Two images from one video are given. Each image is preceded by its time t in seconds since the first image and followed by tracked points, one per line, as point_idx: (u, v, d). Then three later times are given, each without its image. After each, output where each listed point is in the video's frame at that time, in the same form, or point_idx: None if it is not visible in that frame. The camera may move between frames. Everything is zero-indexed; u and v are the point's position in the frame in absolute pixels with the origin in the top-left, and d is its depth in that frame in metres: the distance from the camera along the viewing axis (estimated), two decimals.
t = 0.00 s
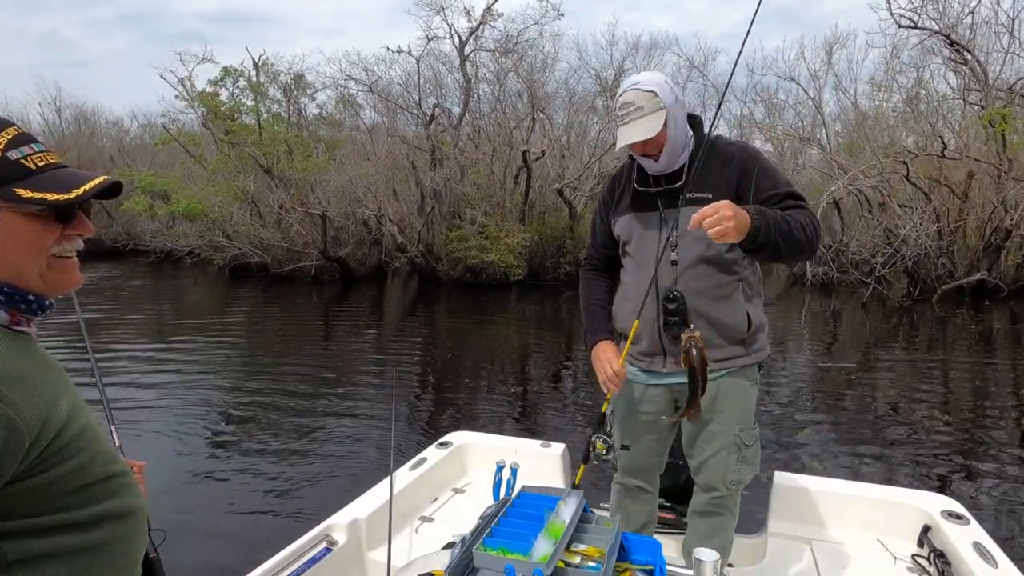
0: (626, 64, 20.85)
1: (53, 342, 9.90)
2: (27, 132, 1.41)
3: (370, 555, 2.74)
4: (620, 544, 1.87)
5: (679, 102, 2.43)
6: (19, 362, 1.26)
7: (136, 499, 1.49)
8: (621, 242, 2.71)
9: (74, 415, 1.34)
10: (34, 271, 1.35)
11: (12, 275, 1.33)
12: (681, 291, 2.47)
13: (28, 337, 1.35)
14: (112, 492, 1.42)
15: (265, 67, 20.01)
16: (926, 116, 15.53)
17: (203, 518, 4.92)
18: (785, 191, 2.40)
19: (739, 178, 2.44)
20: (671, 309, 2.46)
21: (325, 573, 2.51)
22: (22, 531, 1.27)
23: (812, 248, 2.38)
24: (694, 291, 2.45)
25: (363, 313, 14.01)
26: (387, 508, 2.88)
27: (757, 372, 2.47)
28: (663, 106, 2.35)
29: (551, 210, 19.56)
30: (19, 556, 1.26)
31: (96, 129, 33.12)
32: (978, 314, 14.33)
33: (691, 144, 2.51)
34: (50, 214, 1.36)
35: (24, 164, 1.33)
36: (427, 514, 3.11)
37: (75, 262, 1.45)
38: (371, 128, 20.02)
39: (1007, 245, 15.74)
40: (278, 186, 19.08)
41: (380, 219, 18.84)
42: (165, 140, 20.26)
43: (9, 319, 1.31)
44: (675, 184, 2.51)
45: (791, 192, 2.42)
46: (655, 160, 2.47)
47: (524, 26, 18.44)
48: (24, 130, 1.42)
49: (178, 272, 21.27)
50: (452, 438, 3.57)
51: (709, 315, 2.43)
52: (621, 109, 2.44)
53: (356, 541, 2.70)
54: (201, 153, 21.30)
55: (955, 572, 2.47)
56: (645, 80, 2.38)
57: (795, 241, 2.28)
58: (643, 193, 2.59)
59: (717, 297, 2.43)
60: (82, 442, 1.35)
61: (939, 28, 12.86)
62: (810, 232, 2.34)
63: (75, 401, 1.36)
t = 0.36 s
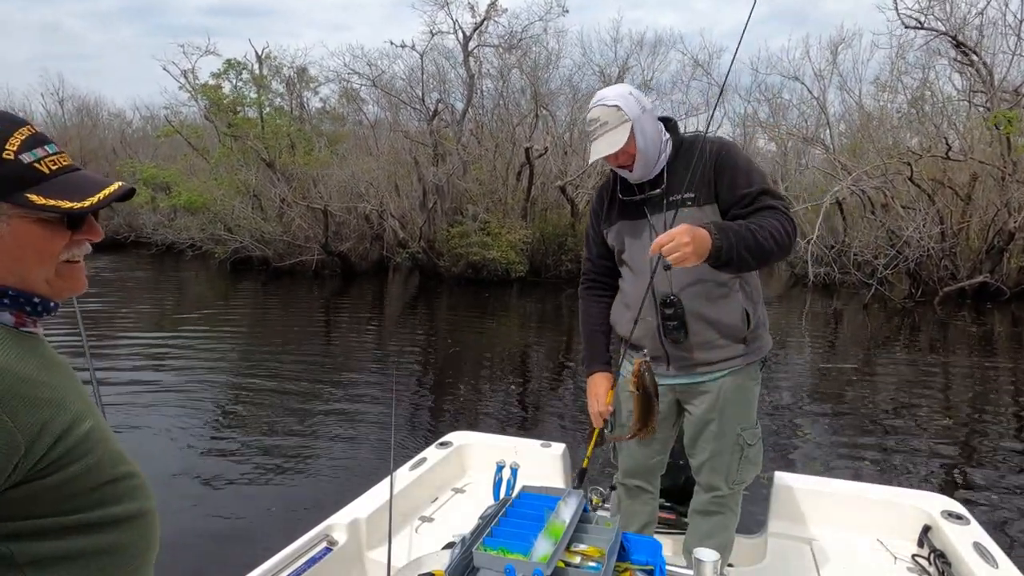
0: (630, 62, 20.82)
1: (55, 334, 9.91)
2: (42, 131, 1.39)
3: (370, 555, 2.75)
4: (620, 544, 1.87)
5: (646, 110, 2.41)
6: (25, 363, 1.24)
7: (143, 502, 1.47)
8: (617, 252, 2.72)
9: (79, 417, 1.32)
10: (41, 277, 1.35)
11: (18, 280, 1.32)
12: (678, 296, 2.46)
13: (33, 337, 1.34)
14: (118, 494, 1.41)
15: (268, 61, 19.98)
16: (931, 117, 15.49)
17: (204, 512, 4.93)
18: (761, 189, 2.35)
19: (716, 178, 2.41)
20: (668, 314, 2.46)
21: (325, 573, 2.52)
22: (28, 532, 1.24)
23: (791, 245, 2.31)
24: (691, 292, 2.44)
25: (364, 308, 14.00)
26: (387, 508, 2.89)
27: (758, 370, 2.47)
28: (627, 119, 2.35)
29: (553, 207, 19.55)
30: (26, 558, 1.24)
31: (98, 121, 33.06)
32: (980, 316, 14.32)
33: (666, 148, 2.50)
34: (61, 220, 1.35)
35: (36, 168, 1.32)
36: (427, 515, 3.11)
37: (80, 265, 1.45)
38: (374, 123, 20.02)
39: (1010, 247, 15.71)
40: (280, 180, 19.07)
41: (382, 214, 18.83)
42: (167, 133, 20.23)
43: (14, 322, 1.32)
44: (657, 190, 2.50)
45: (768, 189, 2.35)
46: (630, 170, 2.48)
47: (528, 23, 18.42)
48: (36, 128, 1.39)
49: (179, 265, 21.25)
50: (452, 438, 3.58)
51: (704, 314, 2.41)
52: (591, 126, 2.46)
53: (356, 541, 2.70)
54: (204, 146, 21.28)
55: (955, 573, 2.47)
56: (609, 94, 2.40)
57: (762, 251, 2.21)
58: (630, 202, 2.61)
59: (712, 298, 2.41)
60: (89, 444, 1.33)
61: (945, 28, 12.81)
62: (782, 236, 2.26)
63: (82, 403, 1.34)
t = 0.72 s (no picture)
0: (629, 62, 20.86)
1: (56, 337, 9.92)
2: (65, 140, 1.40)
3: (370, 555, 2.74)
4: (620, 544, 1.87)
5: (630, 113, 2.42)
6: (24, 363, 1.25)
7: (141, 506, 1.46)
8: (609, 252, 2.75)
9: (76, 419, 1.32)
10: (52, 284, 1.35)
11: (28, 286, 1.32)
12: (656, 296, 2.47)
13: (37, 339, 1.35)
14: (115, 496, 1.40)
15: (268, 63, 20.02)
16: (931, 115, 15.48)
17: (205, 514, 4.93)
18: (738, 193, 2.32)
19: (695, 181, 2.40)
20: (647, 314, 2.46)
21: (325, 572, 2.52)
22: (22, 533, 1.24)
23: (761, 254, 2.29)
24: (672, 293, 2.44)
25: (364, 310, 14.01)
26: (387, 508, 2.88)
27: (747, 368, 2.46)
28: (610, 122, 2.35)
29: (553, 208, 19.57)
30: (21, 559, 1.24)
31: (99, 124, 33.14)
32: (981, 315, 14.29)
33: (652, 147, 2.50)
34: (78, 230, 1.37)
35: (60, 179, 1.33)
36: (427, 514, 3.11)
37: (92, 274, 1.45)
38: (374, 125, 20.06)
39: (1011, 245, 15.69)
40: (280, 183, 19.09)
41: (383, 216, 18.85)
42: (167, 136, 20.25)
43: (18, 323, 1.31)
44: (642, 191, 2.51)
45: (744, 195, 2.33)
46: (615, 172, 2.49)
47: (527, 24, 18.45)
48: (61, 138, 1.40)
49: (180, 268, 21.27)
50: (452, 438, 3.57)
51: (686, 313, 2.41)
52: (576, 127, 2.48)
53: (356, 540, 2.70)
54: (204, 149, 21.30)
55: (955, 572, 2.46)
56: (592, 97, 2.41)
57: (724, 264, 2.20)
58: (618, 203, 2.62)
59: (695, 299, 2.41)
60: (87, 445, 1.33)
61: (945, 26, 12.80)
62: (749, 248, 2.23)
63: (80, 405, 1.35)
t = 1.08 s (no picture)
0: (627, 64, 20.91)
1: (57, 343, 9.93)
2: (86, 148, 1.39)
3: (370, 555, 2.74)
4: (620, 544, 1.87)
5: (628, 113, 2.41)
6: (18, 361, 1.24)
7: (139, 507, 1.45)
8: (602, 249, 2.76)
9: (70, 420, 1.30)
10: (69, 289, 1.35)
11: (43, 291, 1.32)
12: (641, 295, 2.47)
13: (43, 339, 1.34)
14: (112, 497, 1.39)
15: (267, 69, 20.09)
16: (930, 114, 15.48)
17: (206, 519, 4.92)
18: (727, 200, 2.31)
19: (688, 183, 2.39)
20: (631, 312, 2.44)
21: (325, 573, 2.51)
22: (10, 527, 1.25)
23: (745, 263, 2.27)
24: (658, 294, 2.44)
25: (365, 314, 14.01)
26: (387, 508, 2.88)
27: (738, 368, 2.44)
28: (607, 124, 2.36)
29: (553, 210, 19.59)
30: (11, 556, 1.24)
31: (99, 131, 33.24)
32: (983, 313, 14.26)
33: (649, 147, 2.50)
34: (97, 239, 1.38)
35: (82, 187, 1.33)
36: (427, 514, 3.11)
37: (104, 279, 1.46)
38: (373, 129, 20.12)
39: (1012, 243, 15.66)
40: (280, 188, 19.12)
41: (383, 220, 18.87)
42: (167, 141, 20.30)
43: (25, 325, 1.31)
44: (636, 191, 2.52)
45: (734, 202, 2.31)
46: (610, 171, 2.50)
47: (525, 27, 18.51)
48: (82, 146, 1.40)
49: (181, 274, 21.29)
50: (452, 438, 3.57)
51: (671, 314, 2.42)
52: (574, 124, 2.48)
53: (356, 540, 2.70)
54: (204, 155, 21.36)
55: (955, 573, 2.45)
56: (591, 96, 2.41)
57: (702, 275, 2.21)
58: (612, 200, 2.63)
59: (684, 300, 2.40)
60: (83, 446, 1.32)
61: (943, 25, 12.82)
62: (730, 259, 2.22)
63: (77, 406, 1.33)
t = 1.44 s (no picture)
0: (627, 64, 20.91)
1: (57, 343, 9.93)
2: (85, 148, 1.39)
3: (369, 555, 2.74)
4: (620, 544, 1.87)
5: (638, 113, 2.41)
6: (24, 363, 1.24)
7: (141, 507, 1.45)
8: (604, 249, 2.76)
9: (76, 422, 1.31)
10: (73, 290, 1.36)
11: (48, 292, 1.32)
12: (643, 296, 2.50)
13: (47, 342, 1.34)
14: (117, 498, 1.40)
15: (268, 69, 20.10)
16: (931, 114, 15.48)
17: (206, 518, 4.92)
18: (733, 201, 2.31)
19: (695, 184, 2.39)
20: (632, 312, 2.47)
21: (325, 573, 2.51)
22: (16, 530, 1.23)
23: (749, 264, 2.27)
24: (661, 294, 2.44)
25: (365, 313, 14.01)
26: (387, 508, 2.88)
27: (741, 369, 2.44)
28: (616, 122, 2.35)
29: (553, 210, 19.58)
30: (19, 556, 1.23)
31: (99, 131, 33.25)
32: (983, 314, 14.26)
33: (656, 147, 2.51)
34: (99, 239, 1.38)
35: (81, 188, 1.33)
36: (427, 514, 3.11)
37: (107, 278, 1.46)
38: (373, 129, 20.15)
39: (1013, 244, 15.65)
40: (281, 187, 19.13)
41: (383, 220, 18.87)
42: (168, 141, 20.29)
43: (29, 328, 1.31)
44: (640, 191, 2.52)
45: (740, 203, 2.31)
46: (617, 170, 2.50)
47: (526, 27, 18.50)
48: (80, 145, 1.39)
49: (181, 273, 21.30)
50: (452, 438, 3.57)
51: (673, 314, 2.42)
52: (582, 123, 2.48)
53: (355, 541, 2.70)
54: (204, 154, 21.36)
55: (955, 573, 2.44)
56: (600, 95, 2.40)
57: (703, 271, 2.21)
58: (617, 200, 2.63)
59: (689, 301, 2.41)
60: (88, 447, 1.33)
61: (943, 26, 12.82)
62: (733, 256, 2.22)
63: (81, 409, 1.33)
